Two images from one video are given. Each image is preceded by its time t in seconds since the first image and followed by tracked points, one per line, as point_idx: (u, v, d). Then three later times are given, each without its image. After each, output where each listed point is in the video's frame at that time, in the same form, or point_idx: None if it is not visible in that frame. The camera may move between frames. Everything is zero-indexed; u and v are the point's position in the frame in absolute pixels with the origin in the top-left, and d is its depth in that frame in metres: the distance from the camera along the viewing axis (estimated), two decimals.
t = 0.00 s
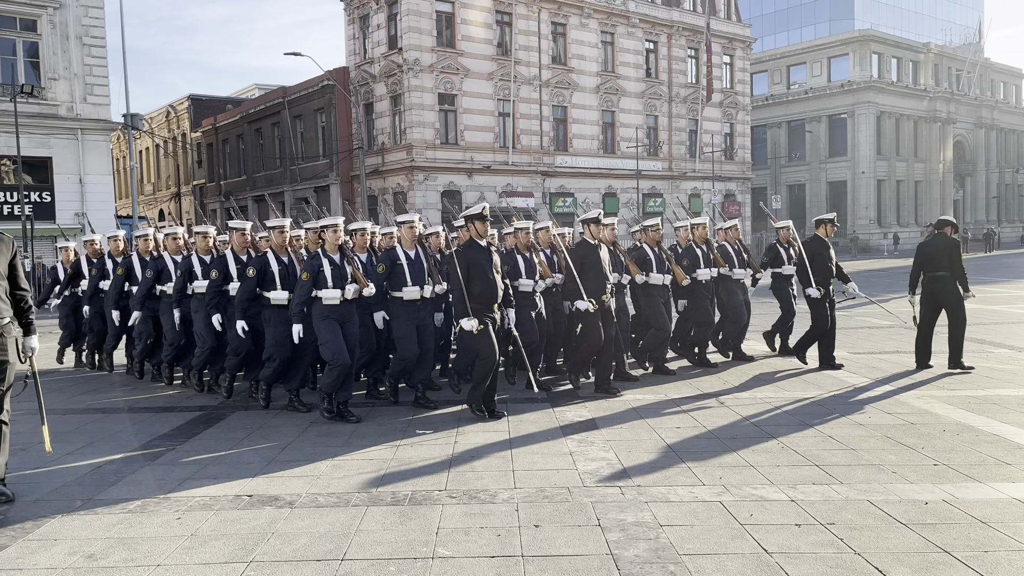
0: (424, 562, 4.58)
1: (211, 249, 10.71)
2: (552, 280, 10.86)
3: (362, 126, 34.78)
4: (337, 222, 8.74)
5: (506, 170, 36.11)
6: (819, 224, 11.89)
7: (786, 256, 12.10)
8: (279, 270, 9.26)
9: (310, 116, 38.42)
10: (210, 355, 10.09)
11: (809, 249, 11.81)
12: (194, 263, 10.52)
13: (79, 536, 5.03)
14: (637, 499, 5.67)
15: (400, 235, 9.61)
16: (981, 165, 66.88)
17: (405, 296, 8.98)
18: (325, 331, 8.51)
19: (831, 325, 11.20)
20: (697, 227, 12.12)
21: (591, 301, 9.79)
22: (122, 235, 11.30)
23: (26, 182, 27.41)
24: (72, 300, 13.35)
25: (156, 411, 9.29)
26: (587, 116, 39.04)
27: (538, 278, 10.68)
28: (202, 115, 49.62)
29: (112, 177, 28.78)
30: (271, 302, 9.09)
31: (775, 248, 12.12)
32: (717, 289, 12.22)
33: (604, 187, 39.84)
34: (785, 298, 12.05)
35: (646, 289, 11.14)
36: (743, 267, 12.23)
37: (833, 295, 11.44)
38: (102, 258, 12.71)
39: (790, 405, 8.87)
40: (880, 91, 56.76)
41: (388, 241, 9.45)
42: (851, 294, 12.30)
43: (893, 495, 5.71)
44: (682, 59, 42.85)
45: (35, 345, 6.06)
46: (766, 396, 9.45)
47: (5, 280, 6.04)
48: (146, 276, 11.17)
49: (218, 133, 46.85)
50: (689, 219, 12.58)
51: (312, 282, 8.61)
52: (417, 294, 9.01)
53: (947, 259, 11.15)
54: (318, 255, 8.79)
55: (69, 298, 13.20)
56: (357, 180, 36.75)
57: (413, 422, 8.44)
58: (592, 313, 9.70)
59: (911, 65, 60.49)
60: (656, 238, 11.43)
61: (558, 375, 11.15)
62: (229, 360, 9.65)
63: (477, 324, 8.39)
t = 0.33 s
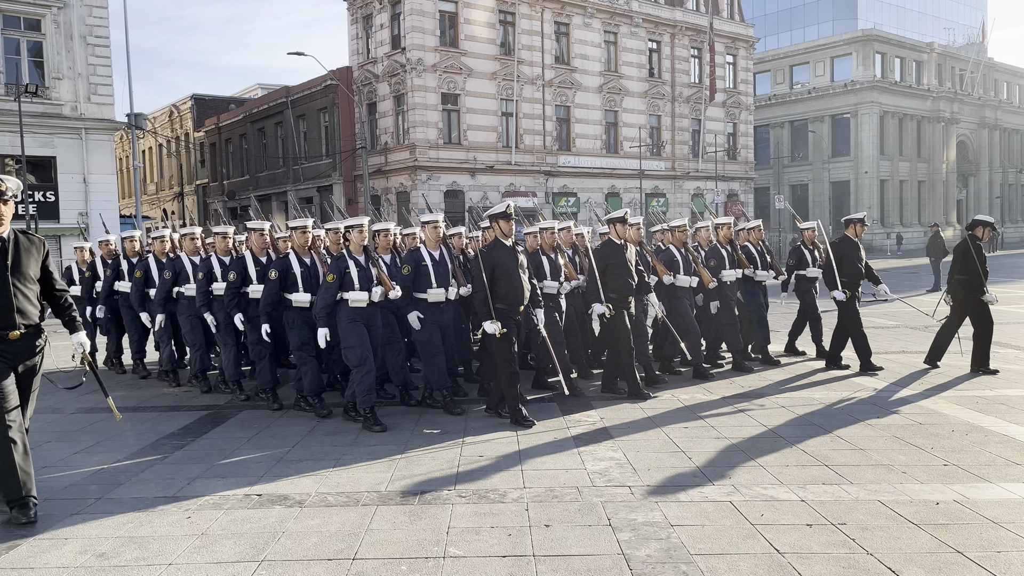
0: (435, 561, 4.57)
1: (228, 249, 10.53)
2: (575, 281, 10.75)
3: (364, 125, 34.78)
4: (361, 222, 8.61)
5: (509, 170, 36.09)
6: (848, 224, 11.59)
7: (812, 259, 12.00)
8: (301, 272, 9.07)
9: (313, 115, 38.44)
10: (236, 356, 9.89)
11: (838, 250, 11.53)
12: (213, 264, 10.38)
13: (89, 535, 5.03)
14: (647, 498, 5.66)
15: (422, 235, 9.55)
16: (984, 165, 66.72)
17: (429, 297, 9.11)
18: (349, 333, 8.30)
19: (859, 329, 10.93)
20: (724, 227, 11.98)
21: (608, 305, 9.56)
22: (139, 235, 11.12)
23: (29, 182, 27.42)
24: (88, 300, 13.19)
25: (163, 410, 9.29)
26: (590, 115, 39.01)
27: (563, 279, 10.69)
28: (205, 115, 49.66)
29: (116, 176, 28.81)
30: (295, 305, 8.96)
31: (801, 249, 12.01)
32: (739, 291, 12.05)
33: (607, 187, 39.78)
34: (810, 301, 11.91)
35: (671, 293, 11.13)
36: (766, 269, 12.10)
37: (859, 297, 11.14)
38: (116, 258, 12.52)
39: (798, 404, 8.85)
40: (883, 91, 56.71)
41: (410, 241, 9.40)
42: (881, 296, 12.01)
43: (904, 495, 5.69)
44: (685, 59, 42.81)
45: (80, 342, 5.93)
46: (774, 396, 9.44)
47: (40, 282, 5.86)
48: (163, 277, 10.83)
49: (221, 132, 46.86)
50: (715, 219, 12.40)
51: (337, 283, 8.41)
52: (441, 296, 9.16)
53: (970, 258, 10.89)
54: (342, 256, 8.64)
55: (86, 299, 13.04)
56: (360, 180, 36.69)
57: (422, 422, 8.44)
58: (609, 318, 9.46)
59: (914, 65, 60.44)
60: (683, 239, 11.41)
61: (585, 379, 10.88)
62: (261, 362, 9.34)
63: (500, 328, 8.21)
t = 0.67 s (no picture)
0: (447, 560, 4.58)
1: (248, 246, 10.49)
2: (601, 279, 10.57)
3: (370, 125, 34.83)
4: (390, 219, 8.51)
5: (514, 170, 36.10)
6: (879, 220, 11.28)
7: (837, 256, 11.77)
8: (324, 268, 8.96)
9: (319, 115, 38.48)
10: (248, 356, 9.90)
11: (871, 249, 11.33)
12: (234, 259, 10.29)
13: (100, 535, 5.05)
14: (657, 498, 5.66)
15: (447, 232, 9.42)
16: (990, 165, 66.49)
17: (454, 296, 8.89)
18: (373, 331, 8.16)
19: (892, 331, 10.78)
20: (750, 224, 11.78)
21: (651, 298, 9.49)
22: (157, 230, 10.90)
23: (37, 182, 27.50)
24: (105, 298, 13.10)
25: (171, 409, 9.30)
26: (595, 115, 38.99)
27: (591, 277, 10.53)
28: (211, 115, 49.76)
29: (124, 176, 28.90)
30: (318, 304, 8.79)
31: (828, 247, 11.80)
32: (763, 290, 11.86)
33: (612, 187, 39.76)
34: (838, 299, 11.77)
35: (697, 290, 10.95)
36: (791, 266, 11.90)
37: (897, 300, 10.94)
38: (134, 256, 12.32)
39: (806, 405, 8.83)
40: (889, 91, 56.58)
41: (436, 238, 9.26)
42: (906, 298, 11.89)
43: (915, 495, 5.68)
44: (691, 59, 42.74)
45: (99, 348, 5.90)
46: (784, 396, 9.42)
47: (71, 280, 5.81)
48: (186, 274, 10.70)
49: (227, 132, 46.95)
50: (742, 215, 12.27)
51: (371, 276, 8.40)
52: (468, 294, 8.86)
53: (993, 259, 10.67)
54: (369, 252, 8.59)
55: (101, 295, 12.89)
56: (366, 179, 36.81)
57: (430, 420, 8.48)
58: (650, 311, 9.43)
59: (920, 64, 60.30)
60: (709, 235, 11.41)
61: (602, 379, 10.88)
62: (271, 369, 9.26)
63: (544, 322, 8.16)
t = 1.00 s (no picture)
0: (460, 559, 4.60)
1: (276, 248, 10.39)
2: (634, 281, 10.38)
3: (377, 125, 34.90)
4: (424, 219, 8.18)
5: (521, 170, 36.11)
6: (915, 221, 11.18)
7: (867, 258, 11.72)
8: (355, 273, 8.88)
9: (326, 115, 38.57)
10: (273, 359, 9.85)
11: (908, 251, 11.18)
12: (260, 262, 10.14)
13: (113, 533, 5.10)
14: (668, 498, 5.67)
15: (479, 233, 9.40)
16: (999, 164, 66.14)
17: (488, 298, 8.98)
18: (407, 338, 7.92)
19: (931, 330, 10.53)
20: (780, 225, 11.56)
21: (691, 301, 9.30)
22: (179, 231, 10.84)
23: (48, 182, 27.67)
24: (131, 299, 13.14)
25: (181, 408, 9.37)
26: (602, 115, 38.96)
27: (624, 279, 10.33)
28: (218, 115, 49.92)
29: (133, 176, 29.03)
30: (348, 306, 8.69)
31: (857, 249, 11.78)
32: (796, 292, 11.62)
33: (619, 187, 39.75)
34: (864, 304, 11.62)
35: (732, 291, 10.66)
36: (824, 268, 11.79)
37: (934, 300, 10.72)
38: (156, 257, 12.30)
39: (817, 404, 8.83)
40: (897, 90, 56.41)
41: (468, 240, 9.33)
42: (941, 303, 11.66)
43: (927, 495, 5.67)
44: (698, 59, 42.66)
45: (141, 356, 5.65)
46: (793, 396, 9.41)
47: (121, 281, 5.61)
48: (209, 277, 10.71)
49: (234, 133, 47.08)
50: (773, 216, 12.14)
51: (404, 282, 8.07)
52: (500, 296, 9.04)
53: None
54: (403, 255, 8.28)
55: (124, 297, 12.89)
56: (372, 179, 36.92)
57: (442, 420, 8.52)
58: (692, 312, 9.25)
59: (928, 63, 60.10)
60: (743, 238, 11.02)
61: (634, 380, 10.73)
62: (293, 368, 9.31)
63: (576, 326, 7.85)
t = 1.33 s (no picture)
0: (478, 560, 4.62)
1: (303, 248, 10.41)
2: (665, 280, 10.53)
3: (384, 126, 34.96)
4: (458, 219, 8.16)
5: (528, 170, 36.13)
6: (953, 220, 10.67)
7: (897, 257, 11.68)
8: (389, 269, 8.89)
9: (334, 116, 38.68)
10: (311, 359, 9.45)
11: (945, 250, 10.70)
12: (287, 261, 10.26)
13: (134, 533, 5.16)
14: (683, 499, 5.69)
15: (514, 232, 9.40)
16: (1008, 164, 65.86)
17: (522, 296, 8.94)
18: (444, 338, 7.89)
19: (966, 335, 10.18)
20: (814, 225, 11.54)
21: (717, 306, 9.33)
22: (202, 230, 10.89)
23: (58, 182, 27.80)
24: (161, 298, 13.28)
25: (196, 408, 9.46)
26: (610, 115, 38.96)
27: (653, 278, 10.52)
28: (226, 115, 50.09)
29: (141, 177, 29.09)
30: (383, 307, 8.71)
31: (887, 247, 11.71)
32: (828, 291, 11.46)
33: (627, 187, 39.76)
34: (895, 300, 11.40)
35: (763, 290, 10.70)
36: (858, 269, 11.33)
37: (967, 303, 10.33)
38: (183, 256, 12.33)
39: (829, 406, 8.85)
40: (905, 90, 56.22)
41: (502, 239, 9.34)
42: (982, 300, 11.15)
43: (941, 497, 5.68)
44: (705, 58, 42.61)
45: (204, 350, 5.49)
46: (802, 398, 9.47)
47: (169, 282, 5.41)
48: (231, 274, 10.76)
49: (242, 133, 47.22)
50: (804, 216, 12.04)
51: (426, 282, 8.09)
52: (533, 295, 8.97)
53: None
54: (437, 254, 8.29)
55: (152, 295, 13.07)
56: (380, 180, 36.98)
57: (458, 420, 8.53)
58: (716, 317, 9.27)
59: (937, 63, 59.91)
60: (775, 236, 11.11)
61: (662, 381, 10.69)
62: (335, 366, 8.95)
63: (603, 332, 7.65)
